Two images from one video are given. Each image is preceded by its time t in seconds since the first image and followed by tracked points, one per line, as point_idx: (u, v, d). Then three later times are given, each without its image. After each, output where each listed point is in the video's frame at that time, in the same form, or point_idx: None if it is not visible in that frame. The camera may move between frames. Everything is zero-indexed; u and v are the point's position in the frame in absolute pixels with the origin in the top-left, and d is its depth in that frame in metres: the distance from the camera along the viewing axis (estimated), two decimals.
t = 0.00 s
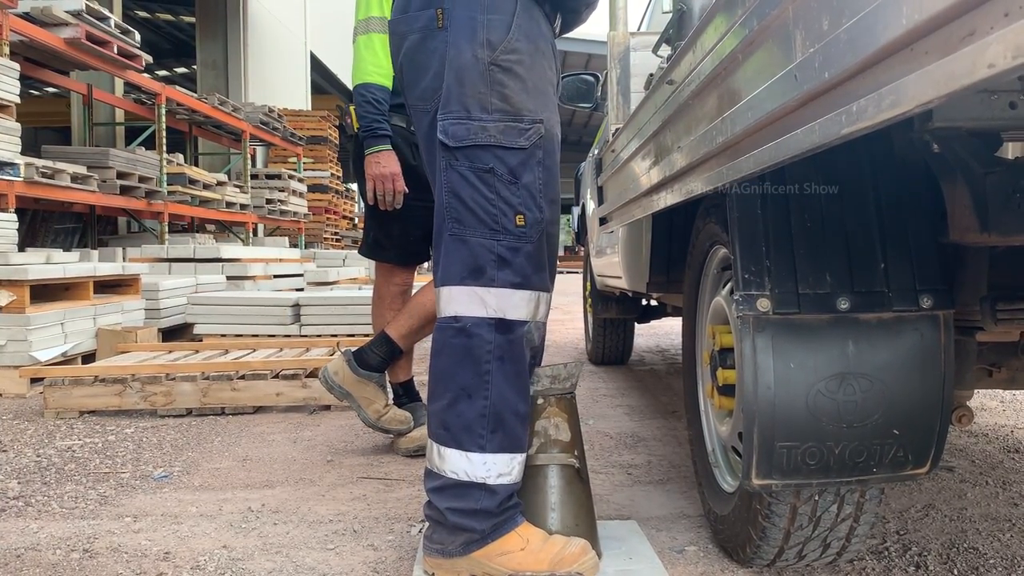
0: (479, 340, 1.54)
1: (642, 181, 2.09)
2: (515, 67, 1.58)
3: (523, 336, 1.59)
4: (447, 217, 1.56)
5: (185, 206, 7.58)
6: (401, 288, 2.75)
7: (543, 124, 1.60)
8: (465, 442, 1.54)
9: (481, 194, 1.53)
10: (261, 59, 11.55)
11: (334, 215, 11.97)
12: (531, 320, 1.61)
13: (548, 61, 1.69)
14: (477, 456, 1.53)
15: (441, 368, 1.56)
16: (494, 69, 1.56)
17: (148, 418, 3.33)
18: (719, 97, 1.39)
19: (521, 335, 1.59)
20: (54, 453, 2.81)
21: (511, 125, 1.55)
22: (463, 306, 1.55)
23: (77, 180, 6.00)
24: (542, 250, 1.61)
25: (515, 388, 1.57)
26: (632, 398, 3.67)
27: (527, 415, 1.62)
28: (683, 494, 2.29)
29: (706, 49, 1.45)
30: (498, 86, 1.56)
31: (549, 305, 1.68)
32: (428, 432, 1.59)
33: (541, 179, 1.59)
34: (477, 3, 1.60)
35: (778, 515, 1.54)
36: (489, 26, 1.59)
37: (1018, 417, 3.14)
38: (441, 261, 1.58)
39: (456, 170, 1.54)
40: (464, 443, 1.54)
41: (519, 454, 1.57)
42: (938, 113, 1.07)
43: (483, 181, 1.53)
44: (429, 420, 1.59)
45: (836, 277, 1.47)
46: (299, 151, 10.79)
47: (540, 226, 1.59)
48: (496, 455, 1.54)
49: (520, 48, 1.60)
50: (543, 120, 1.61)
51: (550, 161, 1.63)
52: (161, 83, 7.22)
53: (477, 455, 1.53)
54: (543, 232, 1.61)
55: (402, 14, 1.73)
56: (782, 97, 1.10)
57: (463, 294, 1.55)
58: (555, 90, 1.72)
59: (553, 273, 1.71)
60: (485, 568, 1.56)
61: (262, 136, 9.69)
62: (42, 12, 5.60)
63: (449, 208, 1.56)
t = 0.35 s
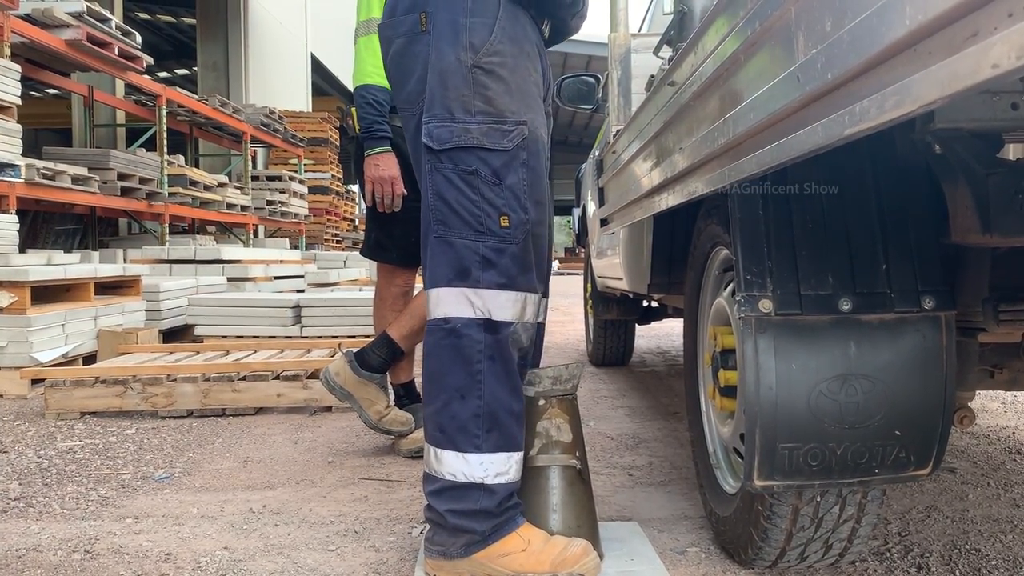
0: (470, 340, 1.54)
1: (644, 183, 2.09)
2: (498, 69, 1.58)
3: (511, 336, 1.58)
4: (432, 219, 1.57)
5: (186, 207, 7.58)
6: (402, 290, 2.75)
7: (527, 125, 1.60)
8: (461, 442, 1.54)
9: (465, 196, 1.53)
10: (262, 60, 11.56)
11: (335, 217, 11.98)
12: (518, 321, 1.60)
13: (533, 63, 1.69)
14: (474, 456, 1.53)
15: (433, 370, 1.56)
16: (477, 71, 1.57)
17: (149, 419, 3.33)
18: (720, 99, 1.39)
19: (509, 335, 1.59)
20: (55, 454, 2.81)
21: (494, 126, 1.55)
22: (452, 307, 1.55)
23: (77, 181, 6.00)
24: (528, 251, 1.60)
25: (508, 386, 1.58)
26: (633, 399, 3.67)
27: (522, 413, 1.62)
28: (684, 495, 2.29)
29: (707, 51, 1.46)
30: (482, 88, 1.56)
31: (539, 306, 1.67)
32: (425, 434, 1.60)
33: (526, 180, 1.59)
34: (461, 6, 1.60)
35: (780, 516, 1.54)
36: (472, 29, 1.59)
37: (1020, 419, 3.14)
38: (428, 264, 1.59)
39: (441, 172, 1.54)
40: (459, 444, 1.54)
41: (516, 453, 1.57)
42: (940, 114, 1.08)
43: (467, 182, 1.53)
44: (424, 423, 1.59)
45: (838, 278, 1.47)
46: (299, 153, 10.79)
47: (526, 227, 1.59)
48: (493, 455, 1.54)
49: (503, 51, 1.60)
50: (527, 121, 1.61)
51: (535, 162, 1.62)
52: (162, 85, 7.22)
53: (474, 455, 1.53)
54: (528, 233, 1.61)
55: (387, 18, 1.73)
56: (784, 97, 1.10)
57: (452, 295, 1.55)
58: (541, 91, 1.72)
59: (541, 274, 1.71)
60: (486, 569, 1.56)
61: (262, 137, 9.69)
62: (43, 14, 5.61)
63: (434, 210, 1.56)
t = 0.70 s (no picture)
0: (450, 338, 1.55)
1: (646, 184, 2.08)
2: (471, 72, 1.58)
3: (483, 337, 1.57)
4: (404, 219, 1.56)
5: (187, 208, 7.59)
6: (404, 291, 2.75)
7: (500, 128, 1.59)
8: (452, 439, 1.54)
9: (436, 196, 1.53)
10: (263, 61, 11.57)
11: (336, 217, 11.99)
12: (490, 323, 1.58)
13: (506, 68, 1.69)
14: (466, 451, 1.54)
15: (417, 369, 1.56)
16: (450, 73, 1.56)
17: (151, 419, 3.33)
18: (722, 99, 1.39)
19: (482, 336, 1.57)
20: (57, 454, 2.81)
21: (467, 128, 1.54)
22: (430, 306, 1.55)
23: (79, 182, 6.01)
24: (498, 253, 1.59)
25: (492, 378, 1.58)
26: (635, 400, 3.66)
27: (509, 405, 1.63)
28: (686, 496, 2.29)
29: (710, 50, 1.45)
30: (454, 90, 1.55)
31: (512, 307, 1.65)
32: (416, 435, 1.59)
33: (497, 181, 1.57)
34: (435, 8, 1.59)
35: (782, 517, 1.54)
36: (445, 31, 1.58)
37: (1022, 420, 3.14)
38: (402, 263, 1.59)
39: (413, 172, 1.53)
40: (451, 441, 1.54)
41: (507, 445, 1.59)
42: (942, 115, 1.08)
43: (438, 183, 1.52)
44: (415, 423, 1.59)
45: (840, 279, 1.47)
46: (301, 153, 10.81)
47: (497, 229, 1.57)
48: (485, 448, 1.55)
49: (476, 54, 1.60)
50: (499, 124, 1.60)
51: (507, 165, 1.60)
52: (163, 86, 7.23)
53: (466, 450, 1.54)
54: (500, 234, 1.59)
55: (361, 15, 1.70)
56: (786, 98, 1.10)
57: (428, 295, 1.54)
58: (513, 94, 1.71)
59: (512, 275, 1.70)
60: (488, 570, 1.56)
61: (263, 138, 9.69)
62: (45, 15, 5.63)
63: (406, 210, 1.55)
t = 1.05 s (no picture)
0: (425, 334, 1.54)
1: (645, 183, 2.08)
2: (434, 76, 1.54)
3: (455, 330, 1.57)
4: (370, 217, 1.54)
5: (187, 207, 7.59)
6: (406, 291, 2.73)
7: (463, 129, 1.55)
8: (438, 430, 1.54)
9: (400, 194, 1.50)
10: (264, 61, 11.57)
11: (337, 217, 11.99)
12: (462, 315, 1.58)
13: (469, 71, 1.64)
14: (453, 442, 1.54)
15: (397, 365, 1.56)
16: (412, 74, 1.52)
17: (150, 419, 3.33)
18: (721, 98, 1.39)
19: (454, 329, 1.57)
20: (57, 454, 2.81)
21: (428, 128, 1.50)
22: (403, 302, 1.54)
23: (78, 181, 6.01)
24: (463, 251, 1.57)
25: (469, 368, 1.58)
26: (634, 399, 3.66)
27: (490, 392, 1.63)
28: (685, 495, 2.29)
29: (709, 49, 1.45)
30: (417, 90, 1.51)
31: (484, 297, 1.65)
32: (403, 430, 1.59)
33: (460, 181, 1.54)
34: (397, 10, 1.56)
35: (781, 516, 1.54)
36: (405, 33, 1.54)
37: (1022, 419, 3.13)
38: (372, 261, 1.58)
39: (377, 171, 1.51)
40: (437, 432, 1.54)
41: (493, 432, 1.59)
42: (942, 113, 1.08)
43: (402, 181, 1.50)
44: (401, 418, 1.59)
45: (839, 278, 1.47)
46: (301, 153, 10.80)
47: (460, 227, 1.55)
48: (471, 438, 1.56)
49: (439, 58, 1.56)
50: (462, 125, 1.56)
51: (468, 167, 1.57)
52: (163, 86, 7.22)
53: (453, 441, 1.54)
54: (464, 233, 1.57)
55: (330, 13, 1.68)
56: (784, 98, 1.10)
57: (400, 291, 1.54)
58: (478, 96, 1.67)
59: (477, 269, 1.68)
60: (486, 568, 1.56)
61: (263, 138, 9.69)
62: (45, 14, 5.62)
63: (372, 209, 1.53)
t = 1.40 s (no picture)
0: (423, 332, 1.54)
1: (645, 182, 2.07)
2: (432, 77, 1.53)
3: (453, 328, 1.56)
4: (366, 215, 1.54)
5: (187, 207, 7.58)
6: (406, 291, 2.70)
7: (459, 129, 1.55)
8: (436, 429, 1.54)
9: (396, 193, 1.50)
10: (263, 60, 11.56)
11: (336, 216, 11.99)
12: (459, 313, 1.58)
13: (466, 71, 1.63)
14: (452, 440, 1.54)
15: (395, 363, 1.56)
16: (409, 73, 1.51)
17: (150, 419, 3.33)
18: (720, 98, 1.39)
19: (452, 327, 1.56)
20: (56, 454, 2.81)
21: (424, 127, 1.50)
22: (401, 300, 1.54)
23: (77, 181, 6.01)
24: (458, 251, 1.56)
25: (468, 367, 1.58)
26: (634, 398, 3.66)
27: (488, 390, 1.63)
28: (685, 495, 2.29)
29: (708, 49, 1.45)
30: (413, 89, 1.51)
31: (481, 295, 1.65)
32: (401, 428, 1.59)
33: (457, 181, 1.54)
34: (394, 8, 1.55)
35: (781, 516, 1.54)
36: (402, 32, 1.53)
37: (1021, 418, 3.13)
38: (370, 258, 1.58)
39: (373, 170, 1.50)
40: (436, 430, 1.54)
41: (492, 430, 1.59)
42: (941, 112, 1.08)
43: (398, 180, 1.49)
44: (399, 416, 1.59)
45: (839, 277, 1.47)
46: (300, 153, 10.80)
47: (457, 227, 1.54)
48: (469, 435, 1.55)
49: (437, 58, 1.55)
50: (458, 125, 1.55)
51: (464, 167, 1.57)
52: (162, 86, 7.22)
53: (452, 439, 1.54)
54: (461, 233, 1.56)
55: (324, 10, 1.67)
56: (784, 97, 1.09)
57: (399, 290, 1.54)
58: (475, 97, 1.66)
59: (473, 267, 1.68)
60: (486, 568, 1.56)
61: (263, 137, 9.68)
62: (44, 14, 5.61)
63: (368, 207, 1.53)
